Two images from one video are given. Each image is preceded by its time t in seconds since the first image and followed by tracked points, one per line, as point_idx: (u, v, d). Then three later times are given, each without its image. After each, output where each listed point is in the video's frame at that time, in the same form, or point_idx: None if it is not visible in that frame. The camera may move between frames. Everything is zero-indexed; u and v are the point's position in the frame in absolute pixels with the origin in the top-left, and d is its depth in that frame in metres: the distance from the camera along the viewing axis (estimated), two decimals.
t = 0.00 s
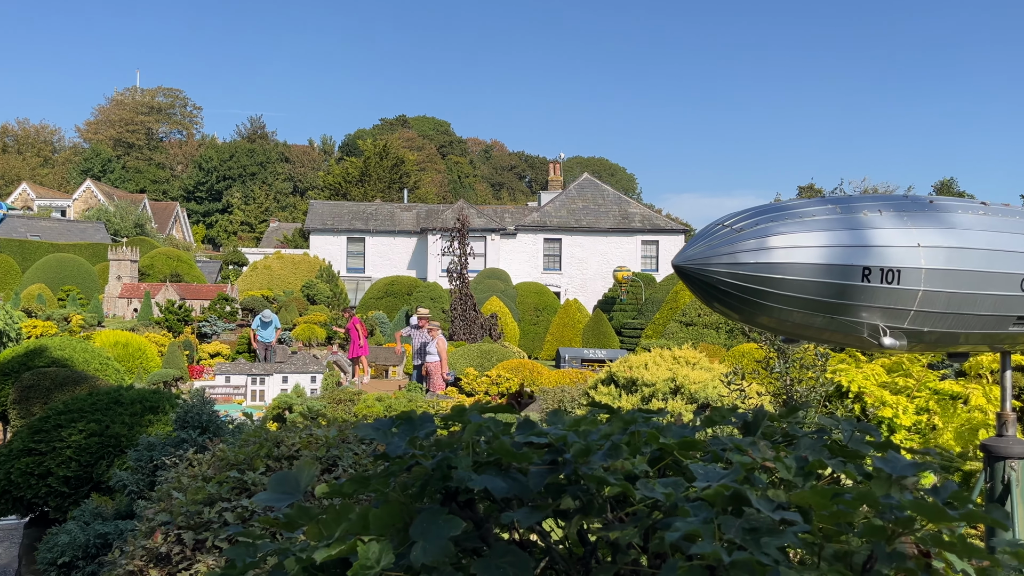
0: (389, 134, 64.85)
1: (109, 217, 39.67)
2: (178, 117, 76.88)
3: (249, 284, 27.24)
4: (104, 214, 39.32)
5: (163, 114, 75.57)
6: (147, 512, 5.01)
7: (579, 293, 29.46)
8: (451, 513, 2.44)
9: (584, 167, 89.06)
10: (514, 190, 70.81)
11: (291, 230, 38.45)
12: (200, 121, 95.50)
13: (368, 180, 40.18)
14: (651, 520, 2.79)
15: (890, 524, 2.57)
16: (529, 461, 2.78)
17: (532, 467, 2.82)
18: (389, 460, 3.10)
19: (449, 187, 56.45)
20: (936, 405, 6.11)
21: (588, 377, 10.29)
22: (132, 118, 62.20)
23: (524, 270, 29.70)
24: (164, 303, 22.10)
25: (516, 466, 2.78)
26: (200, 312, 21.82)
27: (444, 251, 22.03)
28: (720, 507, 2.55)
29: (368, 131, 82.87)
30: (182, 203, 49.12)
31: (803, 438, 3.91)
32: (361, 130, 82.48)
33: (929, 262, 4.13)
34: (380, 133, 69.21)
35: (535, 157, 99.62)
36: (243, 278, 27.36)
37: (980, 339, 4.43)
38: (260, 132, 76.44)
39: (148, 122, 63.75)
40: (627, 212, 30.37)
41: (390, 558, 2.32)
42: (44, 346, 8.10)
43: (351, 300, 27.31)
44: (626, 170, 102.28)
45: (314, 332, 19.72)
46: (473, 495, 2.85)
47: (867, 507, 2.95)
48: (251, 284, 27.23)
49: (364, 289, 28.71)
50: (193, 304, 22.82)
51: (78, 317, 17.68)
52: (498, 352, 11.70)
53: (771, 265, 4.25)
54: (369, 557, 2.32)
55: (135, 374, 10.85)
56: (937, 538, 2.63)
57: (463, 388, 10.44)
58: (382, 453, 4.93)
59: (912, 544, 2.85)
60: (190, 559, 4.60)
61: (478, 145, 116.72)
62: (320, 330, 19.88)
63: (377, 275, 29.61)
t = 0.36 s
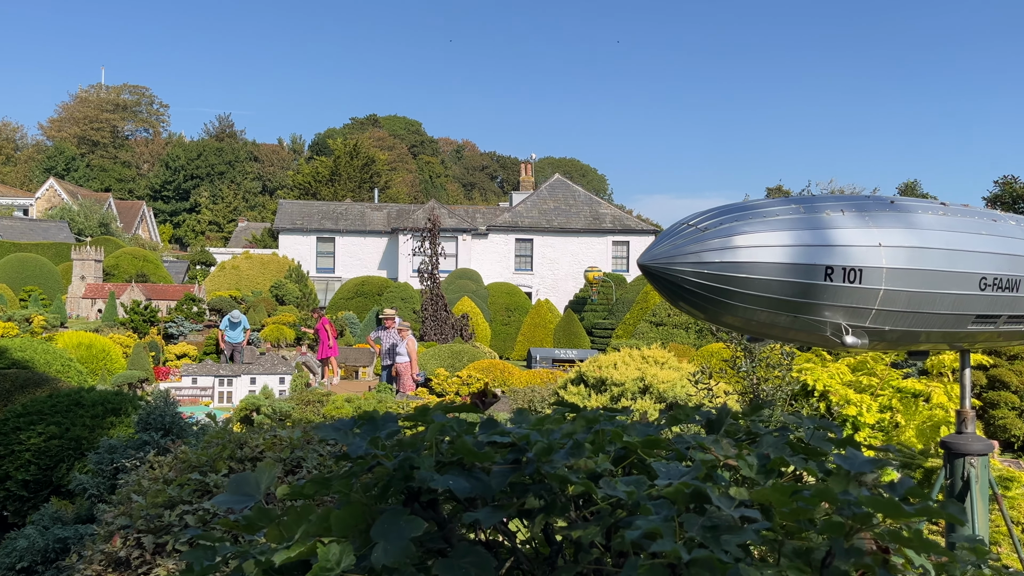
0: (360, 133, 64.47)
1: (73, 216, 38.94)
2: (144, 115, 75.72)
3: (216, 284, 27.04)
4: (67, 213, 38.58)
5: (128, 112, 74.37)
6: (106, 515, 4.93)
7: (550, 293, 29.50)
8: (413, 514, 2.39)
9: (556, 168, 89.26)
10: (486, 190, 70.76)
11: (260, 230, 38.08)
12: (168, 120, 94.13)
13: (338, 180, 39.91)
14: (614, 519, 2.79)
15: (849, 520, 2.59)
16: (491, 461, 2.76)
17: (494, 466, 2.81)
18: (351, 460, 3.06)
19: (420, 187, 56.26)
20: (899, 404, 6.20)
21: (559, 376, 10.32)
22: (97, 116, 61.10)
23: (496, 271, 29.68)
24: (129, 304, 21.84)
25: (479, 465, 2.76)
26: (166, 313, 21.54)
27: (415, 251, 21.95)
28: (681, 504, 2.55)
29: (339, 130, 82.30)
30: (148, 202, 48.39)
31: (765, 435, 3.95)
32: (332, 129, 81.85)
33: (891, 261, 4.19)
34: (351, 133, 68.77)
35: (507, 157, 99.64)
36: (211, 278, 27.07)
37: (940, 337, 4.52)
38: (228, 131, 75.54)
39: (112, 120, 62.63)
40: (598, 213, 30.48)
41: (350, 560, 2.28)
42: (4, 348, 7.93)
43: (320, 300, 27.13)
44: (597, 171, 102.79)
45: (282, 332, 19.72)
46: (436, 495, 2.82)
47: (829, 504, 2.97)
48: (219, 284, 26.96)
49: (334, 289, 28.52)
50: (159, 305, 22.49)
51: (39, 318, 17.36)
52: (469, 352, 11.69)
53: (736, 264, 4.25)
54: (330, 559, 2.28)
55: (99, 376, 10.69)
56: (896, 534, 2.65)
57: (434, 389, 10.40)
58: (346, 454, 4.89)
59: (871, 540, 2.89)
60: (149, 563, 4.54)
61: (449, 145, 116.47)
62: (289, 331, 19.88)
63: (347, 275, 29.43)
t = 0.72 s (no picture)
0: (330, 132, 64.01)
1: (35, 215, 38.15)
2: (108, 112, 74.42)
3: (183, 284, 26.79)
4: (28, 211, 37.77)
5: (92, 109, 73.05)
6: (64, 520, 4.84)
7: (521, 293, 29.54)
8: (373, 515, 2.33)
9: (527, 167, 89.38)
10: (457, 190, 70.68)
11: (227, 230, 37.67)
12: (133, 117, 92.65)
13: (307, 179, 39.61)
14: (576, 518, 2.79)
15: (806, 518, 2.61)
16: (451, 462, 2.74)
17: (455, 467, 2.78)
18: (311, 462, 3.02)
19: (391, 186, 56.03)
20: (862, 402, 6.24)
21: (528, 376, 10.33)
22: (59, 112, 59.89)
23: (467, 271, 29.64)
24: (93, 303, 21.51)
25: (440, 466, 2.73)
26: (131, 313, 21.22)
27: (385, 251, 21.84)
28: (640, 504, 2.55)
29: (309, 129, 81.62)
30: (113, 201, 47.60)
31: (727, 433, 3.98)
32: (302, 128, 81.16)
33: (851, 261, 4.23)
34: (320, 132, 68.23)
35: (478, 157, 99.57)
36: (177, 278, 26.73)
37: (900, 336, 4.59)
38: (196, 129, 74.56)
39: (75, 116, 61.43)
40: (569, 213, 30.58)
41: (308, 563, 2.23)
42: None
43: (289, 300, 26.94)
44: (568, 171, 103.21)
45: (251, 333, 19.53)
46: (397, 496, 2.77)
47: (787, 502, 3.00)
48: (186, 284, 26.64)
49: (303, 289, 28.31)
50: (124, 305, 22.15)
51: None
52: (440, 352, 11.67)
53: (700, 264, 4.25)
54: (287, 562, 2.24)
55: (61, 378, 10.55)
56: (852, 531, 2.69)
57: (403, 389, 10.37)
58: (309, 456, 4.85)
59: (829, 536, 2.92)
60: (107, 567, 4.47)
61: (421, 144, 116.06)
62: (257, 332, 19.68)
63: (316, 275, 29.19)
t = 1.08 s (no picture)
0: (299, 130, 63.47)
1: None
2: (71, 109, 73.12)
3: (149, 284, 26.44)
4: None
5: (55, 106, 71.74)
6: (20, 524, 4.75)
7: (492, 293, 29.51)
8: (331, 516, 2.28)
9: (499, 166, 89.39)
10: (429, 190, 70.51)
11: (194, 229, 37.20)
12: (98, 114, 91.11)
13: (275, 178, 39.25)
14: (537, 517, 2.78)
15: (764, 515, 2.61)
16: (411, 462, 2.71)
17: (416, 467, 2.75)
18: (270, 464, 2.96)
19: (361, 186, 55.73)
20: (827, 400, 6.32)
21: (498, 376, 10.32)
22: (20, 109, 58.67)
23: (438, 270, 29.55)
24: (56, 303, 21.07)
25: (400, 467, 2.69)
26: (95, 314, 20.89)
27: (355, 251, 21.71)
28: (599, 503, 2.54)
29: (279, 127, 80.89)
30: (76, 200, 46.76)
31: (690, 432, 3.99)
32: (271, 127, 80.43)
33: (813, 261, 4.26)
34: (289, 131, 67.64)
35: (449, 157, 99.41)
36: (142, 278, 26.38)
37: (862, 335, 4.65)
38: (162, 127, 73.52)
39: (37, 113, 60.23)
40: (540, 214, 30.63)
41: (266, 566, 2.17)
42: None
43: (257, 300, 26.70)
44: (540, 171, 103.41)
45: (218, 334, 19.40)
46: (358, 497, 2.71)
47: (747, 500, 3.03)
48: (151, 284, 26.32)
49: (271, 289, 28.04)
50: (86, 305, 21.83)
51: None
52: (409, 353, 11.63)
53: (663, 264, 4.25)
54: (244, 564, 2.17)
55: (20, 380, 10.35)
56: (809, 527, 2.71)
57: (373, 390, 10.31)
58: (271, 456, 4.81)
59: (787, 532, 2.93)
60: (64, 572, 4.39)
61: (391, 143, 115.45)
62: (224, 332, 19.63)
63: (285, 275, 28.95)
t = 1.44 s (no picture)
0: (269, 128, 62.88)
1: None
2: (34, 105, 71.68)
3: (113, 283, 26.16)
4: None
5: (16, 102, 70.24)
6: None
7: (463, 293, 29.49)
8: (294, 517, 2.23)
9: (470, 166, 89.33)
10: (400, 189, 70.27)
11: (161, 228, 36.74)
12: (61, 110, 89.33)
13: (244, 176, 38.87)
14: (501, 517, 2.76)
15: (725, 512, 2.63)
16: (374, 462, 2.67)
17: (378, 467, 2.71)
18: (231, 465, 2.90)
19: (331, 184, 55.34)
20: (793, 398, 6.40)
21: (469, 375, 10.31)
22: None
23: (409, 269, 29.44)
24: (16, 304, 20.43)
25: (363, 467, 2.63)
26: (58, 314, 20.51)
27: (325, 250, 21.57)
28: (561, 502, 2.54)
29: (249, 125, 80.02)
30: (38, 198, 45.88)
31: (654, 430, 4.01)
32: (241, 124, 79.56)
33: (777, 260, 4.30)
34: (257, 128, 66.95)
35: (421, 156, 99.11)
36: (106, 278, 26.01)
37: (826, 333, 4.71)
38: (128, 125, 72.41)
39: None
40: (511, 213, 30.67)
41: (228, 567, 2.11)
42: None
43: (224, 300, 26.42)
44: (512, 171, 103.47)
45: (184, 333, 19.04)
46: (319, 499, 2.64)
47: (710, 498, 3.04)
48: (116, 284, 25.94)
49: (239, 288, 27.76)
50: (49, 305, 21.50)
51: None
52: (379, 353, 11.59)
53: (629, 263, 4.26)
54: (204, 565, 2.10)
55: None
56: (770, 524, 2.72)
57: (342, 391, 10.26)
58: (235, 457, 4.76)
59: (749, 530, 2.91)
60: None
61: (362, 142, 114.85)
62: (190, 331, 19.28)
63: (254, 275, 28.66)
